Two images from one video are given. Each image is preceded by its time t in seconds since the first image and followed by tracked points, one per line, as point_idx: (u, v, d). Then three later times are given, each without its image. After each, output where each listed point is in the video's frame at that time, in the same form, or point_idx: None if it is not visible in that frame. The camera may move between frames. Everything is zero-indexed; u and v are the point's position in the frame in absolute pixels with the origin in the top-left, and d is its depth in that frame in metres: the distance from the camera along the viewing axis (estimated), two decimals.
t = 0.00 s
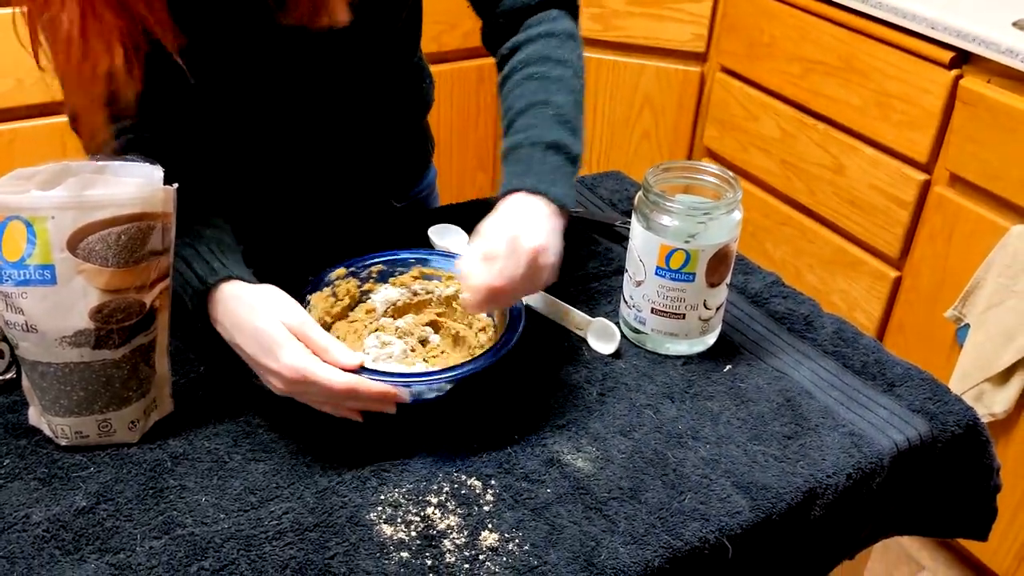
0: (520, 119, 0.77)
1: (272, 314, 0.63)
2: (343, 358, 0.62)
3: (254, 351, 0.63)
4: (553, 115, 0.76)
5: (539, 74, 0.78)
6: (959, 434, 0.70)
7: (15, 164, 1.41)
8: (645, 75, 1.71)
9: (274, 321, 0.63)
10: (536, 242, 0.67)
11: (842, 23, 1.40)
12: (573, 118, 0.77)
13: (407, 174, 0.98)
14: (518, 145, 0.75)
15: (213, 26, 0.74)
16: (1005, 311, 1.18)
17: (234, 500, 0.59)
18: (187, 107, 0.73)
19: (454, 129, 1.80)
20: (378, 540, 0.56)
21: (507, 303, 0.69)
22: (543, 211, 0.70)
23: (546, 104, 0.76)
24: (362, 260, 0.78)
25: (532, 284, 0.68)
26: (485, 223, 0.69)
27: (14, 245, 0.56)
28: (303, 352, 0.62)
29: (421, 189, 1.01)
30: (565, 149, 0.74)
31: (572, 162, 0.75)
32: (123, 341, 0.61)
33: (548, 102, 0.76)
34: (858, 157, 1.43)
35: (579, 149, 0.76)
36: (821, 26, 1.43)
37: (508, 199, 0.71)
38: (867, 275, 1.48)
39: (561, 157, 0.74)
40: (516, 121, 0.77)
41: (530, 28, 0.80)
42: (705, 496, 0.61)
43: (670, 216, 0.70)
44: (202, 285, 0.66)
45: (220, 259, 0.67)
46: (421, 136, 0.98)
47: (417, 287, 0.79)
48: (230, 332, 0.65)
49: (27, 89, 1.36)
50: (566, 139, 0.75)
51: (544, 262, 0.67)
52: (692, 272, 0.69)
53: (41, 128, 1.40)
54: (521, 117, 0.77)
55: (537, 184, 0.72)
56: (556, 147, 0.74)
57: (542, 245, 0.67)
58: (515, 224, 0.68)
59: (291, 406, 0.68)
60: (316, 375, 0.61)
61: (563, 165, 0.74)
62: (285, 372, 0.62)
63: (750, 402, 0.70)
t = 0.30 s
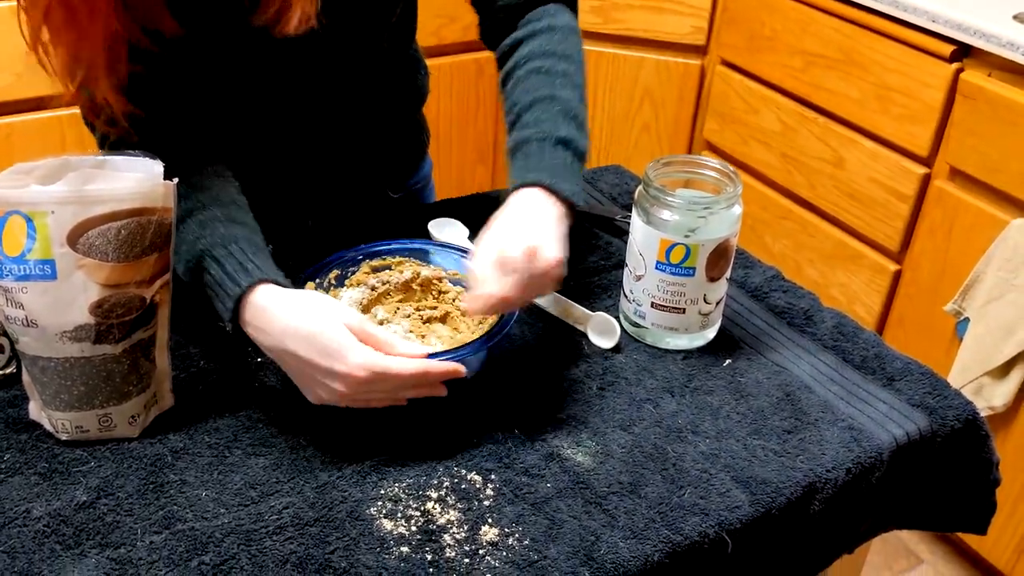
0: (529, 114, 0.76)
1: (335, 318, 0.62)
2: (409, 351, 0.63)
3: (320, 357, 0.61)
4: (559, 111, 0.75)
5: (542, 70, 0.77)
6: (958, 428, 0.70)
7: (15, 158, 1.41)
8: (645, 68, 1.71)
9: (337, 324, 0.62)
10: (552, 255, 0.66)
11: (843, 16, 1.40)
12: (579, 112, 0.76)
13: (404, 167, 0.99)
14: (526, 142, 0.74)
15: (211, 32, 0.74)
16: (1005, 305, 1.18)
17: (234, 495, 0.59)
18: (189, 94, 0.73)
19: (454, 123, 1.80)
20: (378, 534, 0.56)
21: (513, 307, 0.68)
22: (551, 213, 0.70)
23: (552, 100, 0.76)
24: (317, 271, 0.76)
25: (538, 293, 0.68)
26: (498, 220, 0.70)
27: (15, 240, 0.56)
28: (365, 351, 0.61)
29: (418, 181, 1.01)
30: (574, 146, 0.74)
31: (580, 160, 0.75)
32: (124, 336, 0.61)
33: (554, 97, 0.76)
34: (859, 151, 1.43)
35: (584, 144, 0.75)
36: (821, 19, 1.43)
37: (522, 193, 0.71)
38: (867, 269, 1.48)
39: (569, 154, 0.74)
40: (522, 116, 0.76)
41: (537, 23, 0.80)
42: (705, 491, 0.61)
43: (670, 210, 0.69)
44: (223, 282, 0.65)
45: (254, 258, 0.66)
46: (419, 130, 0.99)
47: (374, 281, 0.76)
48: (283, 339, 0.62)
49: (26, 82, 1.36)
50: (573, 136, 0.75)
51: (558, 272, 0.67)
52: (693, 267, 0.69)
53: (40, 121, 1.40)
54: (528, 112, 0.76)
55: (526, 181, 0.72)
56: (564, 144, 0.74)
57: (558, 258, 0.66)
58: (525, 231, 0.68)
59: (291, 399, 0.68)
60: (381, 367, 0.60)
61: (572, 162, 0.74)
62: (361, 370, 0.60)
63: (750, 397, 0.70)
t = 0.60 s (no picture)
0: (516, 101, 0.76)
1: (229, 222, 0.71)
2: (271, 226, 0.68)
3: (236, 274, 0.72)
4: (548, 98, 0.75)
5: (534, 60, 0.77)
6: (956, 424, 0.69)
7: (12, 154, 1.41)
8: (644, 63, 1.71)
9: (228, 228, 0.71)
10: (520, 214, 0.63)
11: (843, 10, 1.40)
12: (567, 103, 0.76)
13: (402, 164, 0.98)
14: (511, 124, 0.73)
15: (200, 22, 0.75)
16: (1004, 301, 1.18)
17: (231, 491, 0.59)
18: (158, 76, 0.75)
19: (453, 118, 1.80)
20: (375, 531, 0.56)
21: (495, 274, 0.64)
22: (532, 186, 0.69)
23: (541, 88, 0.76)
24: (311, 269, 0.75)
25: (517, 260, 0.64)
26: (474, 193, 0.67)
27: (11, 237, 0.56)
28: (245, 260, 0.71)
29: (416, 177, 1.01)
30: (557, 130, 0.73)
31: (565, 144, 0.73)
32: (120, 332, 0.61)
33: (544, 86, 0.76)
34: (858, 146, 1.43)
35: (571, 132, 0.75)
36: (821, 14, 1.43)
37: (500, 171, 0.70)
38: (866, 264, 1.48)
39: (552, 136, 0.73)
40: (510, 103, 0.76)
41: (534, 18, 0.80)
42: (703, 487, 0.61)
43: (668, 206, 0.69)
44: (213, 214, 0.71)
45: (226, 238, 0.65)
46: (418, 127, 0.98)
47: (366, 278, 0.76)
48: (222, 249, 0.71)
49: (24, 78, 1.36)
50: (558, 121, 0.74)
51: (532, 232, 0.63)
52: (691, 262, 0.69)
53: (38, 117, 1.40)
54: (517, 98, 0.76)
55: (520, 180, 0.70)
56: (548, 128, 0.73)
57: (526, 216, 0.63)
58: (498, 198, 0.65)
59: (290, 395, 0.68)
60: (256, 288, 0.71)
61: (553, 144, 0.72)
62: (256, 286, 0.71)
63: (748, 393, 0.70)
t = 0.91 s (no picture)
0: (518, 108, 0.74)
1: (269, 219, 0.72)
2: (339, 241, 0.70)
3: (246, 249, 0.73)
4: (549, 107, 0.74)
5: (539, 66, 0.76)
6: (957, 423, 0.69)
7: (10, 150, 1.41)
8: (644, 59, 1.70)
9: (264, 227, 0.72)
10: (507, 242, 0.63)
11: (844, 7, 1.39)
12: (568, 111, 0.75)
13: (406, 162, 0.97)
14: (509, 132, 0.72)
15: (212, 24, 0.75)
16: (1003, 298, 1.18)
17: (229, 492, 0.59)
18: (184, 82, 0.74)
19: (453, 114, 1.79)
20: (374, 532, 0.56)
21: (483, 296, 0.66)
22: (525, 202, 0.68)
23: (542, 96, 0.74)
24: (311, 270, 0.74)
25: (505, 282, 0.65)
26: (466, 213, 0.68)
27: (7, 236, 0.55)
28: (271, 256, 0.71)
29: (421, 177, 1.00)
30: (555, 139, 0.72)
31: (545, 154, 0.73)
32: (117, 332, 0.60)
33: (545, 94, 0.74)
34: (859, 143, 1.43)
35: (570, 142, 0.74)
36: (822, 10, 1.42)
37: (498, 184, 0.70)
38: (867, 261, 1.48)
39: (549, 147, 0.72)
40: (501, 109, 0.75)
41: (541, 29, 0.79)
42: (702, 487, 0.60)
43: (668, 204, 0.69)
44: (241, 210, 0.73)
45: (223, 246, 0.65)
46: (423, 124, 0.97)
47: (363, 279, 0.75)
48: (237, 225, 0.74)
49: (23, 74, 1.35)
50: (558, 130, 0.73)
51: (519, 260, 0.64)
52: (691, 261, 0.68)
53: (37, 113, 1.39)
54: (518, 104, 0.74)
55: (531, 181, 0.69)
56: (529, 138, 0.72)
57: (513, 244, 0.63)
58: (488, 221, 0.65)
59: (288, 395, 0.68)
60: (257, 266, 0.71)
61: (549, 156, 0.71)
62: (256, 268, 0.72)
63: (748, 392, 0.69)
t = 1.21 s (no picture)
0: (532, 95, 0.74)
1: (230, 245, 0.70)
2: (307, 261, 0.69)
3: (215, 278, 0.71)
4: (562, 94, 0.73)
5: (550, 52, 0.76)
6: (958, 425, 0.69)
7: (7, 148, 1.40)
8: (643, 56, 1.69)
9: (229, 253, 0.70)
10: (534, 228, 0.64)
11: (843, 4, 1.38)
12: (582, 96, 0.75)
13: (405, 160, 0.96)
14: (527, 121, 0.72)
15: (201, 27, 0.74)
16: (1003, 297, 1.17)
17: (223, 494, 0.58)
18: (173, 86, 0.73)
19: (451, 112, 1.79)
20: (369, 535, 0.56)
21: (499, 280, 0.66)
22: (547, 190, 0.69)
23: (556, 82, 0.74)
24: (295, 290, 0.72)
25: (524, 269, 0.66)
26: (490, 197, 0.68)
27: None
28: (244, 282, 0.69)
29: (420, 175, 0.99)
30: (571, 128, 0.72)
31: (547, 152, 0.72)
32: (111, 333, 0.60)
33: (557, 81, 0.74)
34: (858, 141, 1.42)
35: (586, 127, 0.74)
36: (822, 8, 1.41)
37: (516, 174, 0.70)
38: (867, 259, 1.47)
39: (567, 135, 0.72)
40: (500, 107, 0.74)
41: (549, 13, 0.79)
42: (701, 490, 0.60)
43: (667, 204, 0.69)
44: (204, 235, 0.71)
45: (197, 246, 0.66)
46: (422, 122, 0.96)
47: (340, 293, 0.74)
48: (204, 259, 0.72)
49: (19, 72, 1.35)
50: (573, 118, 0.73)
51: (543, 246, 0.65)
52: (689, 261, 0.68)
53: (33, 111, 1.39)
54: (532, 92, 0.74)
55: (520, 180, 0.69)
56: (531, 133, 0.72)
57: (540, 231, 0.64)
58: (516, 205, 0.66)
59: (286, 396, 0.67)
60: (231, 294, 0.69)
61: (569, 144, 0.72)
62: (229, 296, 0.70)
63: (747, 393, 0.69)
